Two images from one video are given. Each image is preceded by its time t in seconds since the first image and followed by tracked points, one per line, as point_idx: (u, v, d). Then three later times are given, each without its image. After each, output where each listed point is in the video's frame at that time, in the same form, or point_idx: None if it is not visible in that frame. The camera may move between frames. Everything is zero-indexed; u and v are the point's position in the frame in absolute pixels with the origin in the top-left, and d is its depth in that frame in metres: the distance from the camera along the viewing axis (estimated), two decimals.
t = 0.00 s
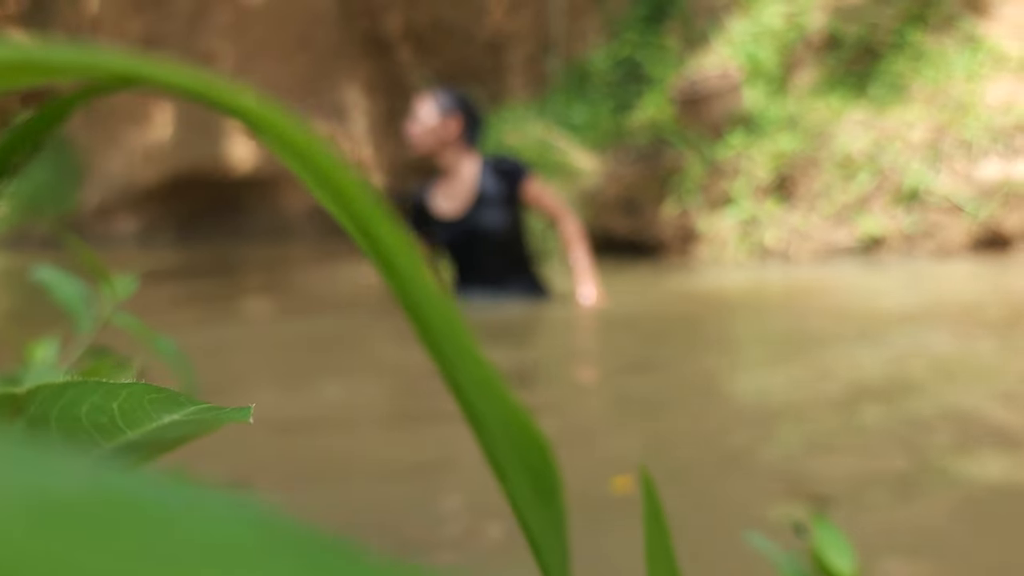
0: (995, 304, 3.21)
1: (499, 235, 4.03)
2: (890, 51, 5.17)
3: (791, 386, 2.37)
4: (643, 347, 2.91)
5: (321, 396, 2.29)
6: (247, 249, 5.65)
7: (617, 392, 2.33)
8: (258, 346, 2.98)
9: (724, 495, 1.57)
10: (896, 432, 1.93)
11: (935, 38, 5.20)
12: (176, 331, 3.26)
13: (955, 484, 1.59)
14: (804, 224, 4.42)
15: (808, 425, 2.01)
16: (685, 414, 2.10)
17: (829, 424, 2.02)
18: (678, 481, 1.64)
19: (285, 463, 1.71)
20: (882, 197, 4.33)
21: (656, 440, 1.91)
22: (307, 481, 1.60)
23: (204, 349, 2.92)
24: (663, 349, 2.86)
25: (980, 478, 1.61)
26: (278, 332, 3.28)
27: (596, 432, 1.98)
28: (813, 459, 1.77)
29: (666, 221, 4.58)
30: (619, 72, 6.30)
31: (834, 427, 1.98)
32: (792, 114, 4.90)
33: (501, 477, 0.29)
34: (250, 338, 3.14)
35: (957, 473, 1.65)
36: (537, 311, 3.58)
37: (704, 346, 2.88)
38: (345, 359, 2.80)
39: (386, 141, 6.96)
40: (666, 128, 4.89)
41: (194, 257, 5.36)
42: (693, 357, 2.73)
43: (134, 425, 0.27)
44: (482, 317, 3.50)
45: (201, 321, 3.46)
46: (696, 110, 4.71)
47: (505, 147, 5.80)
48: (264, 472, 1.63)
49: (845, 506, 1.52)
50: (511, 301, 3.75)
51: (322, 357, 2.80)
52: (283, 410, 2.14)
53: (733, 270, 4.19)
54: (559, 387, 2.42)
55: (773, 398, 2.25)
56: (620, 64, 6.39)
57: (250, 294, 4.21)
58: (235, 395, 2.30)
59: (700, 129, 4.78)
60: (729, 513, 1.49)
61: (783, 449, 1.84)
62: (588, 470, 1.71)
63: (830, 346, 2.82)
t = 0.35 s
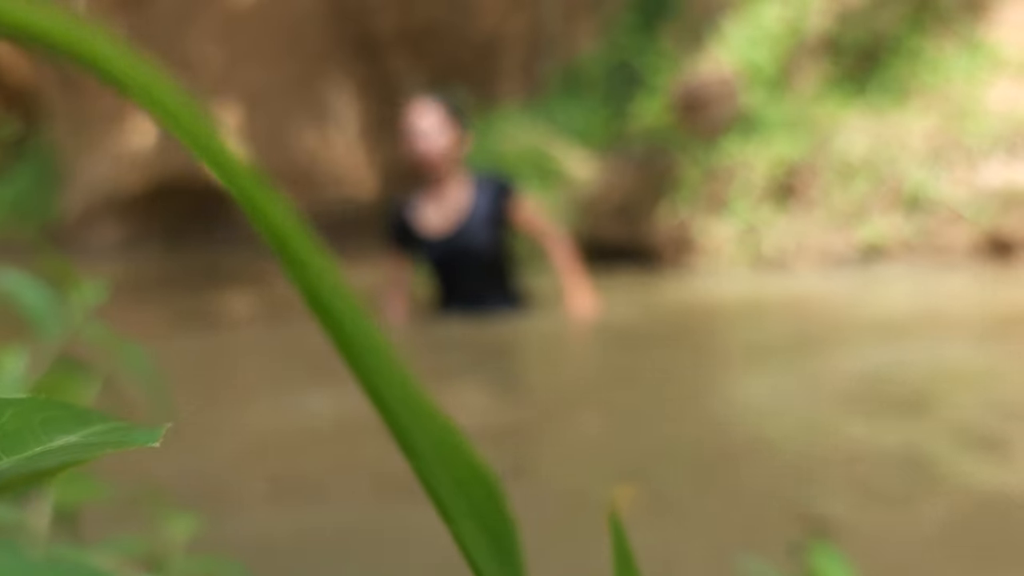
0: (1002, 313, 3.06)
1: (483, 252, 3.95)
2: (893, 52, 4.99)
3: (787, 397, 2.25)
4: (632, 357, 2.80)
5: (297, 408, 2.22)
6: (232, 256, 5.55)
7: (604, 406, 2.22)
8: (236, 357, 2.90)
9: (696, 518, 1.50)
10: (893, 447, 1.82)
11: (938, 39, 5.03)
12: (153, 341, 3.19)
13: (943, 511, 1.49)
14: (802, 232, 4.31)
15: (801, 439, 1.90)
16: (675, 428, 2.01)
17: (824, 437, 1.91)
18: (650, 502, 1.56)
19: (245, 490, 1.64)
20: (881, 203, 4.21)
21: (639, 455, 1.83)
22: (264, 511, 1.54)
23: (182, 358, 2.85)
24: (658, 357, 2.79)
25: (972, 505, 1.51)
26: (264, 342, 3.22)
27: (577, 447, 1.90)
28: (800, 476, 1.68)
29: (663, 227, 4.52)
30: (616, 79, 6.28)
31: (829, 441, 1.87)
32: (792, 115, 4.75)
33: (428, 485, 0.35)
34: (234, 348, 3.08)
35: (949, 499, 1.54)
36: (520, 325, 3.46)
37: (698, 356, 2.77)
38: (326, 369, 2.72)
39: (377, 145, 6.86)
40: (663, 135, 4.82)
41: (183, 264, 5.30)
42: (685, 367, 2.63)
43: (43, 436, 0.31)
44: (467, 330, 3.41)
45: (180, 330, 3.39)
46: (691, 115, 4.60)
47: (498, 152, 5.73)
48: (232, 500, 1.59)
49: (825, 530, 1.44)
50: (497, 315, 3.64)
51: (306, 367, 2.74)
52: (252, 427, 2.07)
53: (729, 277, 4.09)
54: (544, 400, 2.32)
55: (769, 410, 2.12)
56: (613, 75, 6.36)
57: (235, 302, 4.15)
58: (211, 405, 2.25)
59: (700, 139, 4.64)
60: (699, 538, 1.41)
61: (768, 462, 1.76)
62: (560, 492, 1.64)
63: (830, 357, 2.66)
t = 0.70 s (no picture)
0: (983, 325, 3.15)
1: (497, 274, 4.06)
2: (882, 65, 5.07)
3: (768, 409, 2.30)
4: (619, 367, 2.86)
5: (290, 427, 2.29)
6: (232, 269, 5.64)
7: (588, 417, 2.28)
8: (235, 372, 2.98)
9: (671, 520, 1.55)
10: (868, 455, 1.89)
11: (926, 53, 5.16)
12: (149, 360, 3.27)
13: (902, 514, 1.54)
14: (793, 242, 4.42)
15: (778, 450, 1.94)
16: (657, 437, 2.07)
17: (801, 448, 1.96)
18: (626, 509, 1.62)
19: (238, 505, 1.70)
20: (870, 214, 4.33)
21: (618, 463, 1.88)
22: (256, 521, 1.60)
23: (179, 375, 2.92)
24: (640, 368, 2.83)
25: (935, 507, 1.57)
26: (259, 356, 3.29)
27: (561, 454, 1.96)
28: (773, 482, 1.73)
29: (654, 237, 4.62)
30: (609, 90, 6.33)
31: (806, 451, 1.93)
32: (778, 130, 4.93)
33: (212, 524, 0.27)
34: (227, 364, 3.13)
35: (913, 503, 1.60)
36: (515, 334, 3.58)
37: (684, 364, 2.86)
38: (324, 385, 2.81)
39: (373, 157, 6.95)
40: (656, 146, 4.97)
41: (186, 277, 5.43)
42: (670, 378, 2.69)
43: None
44: (459, 342, 3.50)
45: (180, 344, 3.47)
46: (683, 127, 4.83)
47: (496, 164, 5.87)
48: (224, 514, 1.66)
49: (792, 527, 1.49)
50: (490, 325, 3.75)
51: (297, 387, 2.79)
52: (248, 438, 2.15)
53: (718, 287, 4.19)
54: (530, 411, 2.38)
55: (749, 422, 2.17)
56: (606, 82, 6.40)
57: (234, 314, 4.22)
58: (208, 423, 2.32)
59: (685, 145, 4.86)
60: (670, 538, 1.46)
61: (747, 471, 1.80)
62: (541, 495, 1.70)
63: (813, 365, 2.78)
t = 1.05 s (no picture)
0: (957, 329, 3.26)
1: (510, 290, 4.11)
2: (850, 87, 5.28)
3: (756, 417, 2.38)
4: (610, 375, 2.91)
5: (303, 437, 2.39)
6: (217, 281, 5.70)
7: (598, 421, 2.43)
8: (245, 378, 3.09)
9: (679, 532, 1.69)
10: (858, 461, 2.01)
11: (897, 77, 5.26)
12: (160, 363, 3.37)
13: (893, 527, 1.66)
14: (767, 254, 4.46)
15: (776, 456, 2.08)
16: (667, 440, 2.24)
17: (795, 456, 2.08)
18: (632, 516, 1.76)
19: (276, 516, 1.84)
20: (841, 227, 4.42)
21: (626, 473, 2.01)
22: (287, 540, 1.72)
23: (189, 384, 3.04)
24: (641, 369, 2.95)
25: (917, 509, 1.73)
26: (268, 359, 3.40)
27: (567, 464, 2.09)
28: (768, 488, 1.89)
29: (637, 248, 4.77)
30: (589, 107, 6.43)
31: (801, 456, 2.07)
32: (757, 149, 5.00)
33: None
34: (238, 369, 3.23)
35: (897, 507, 1.75)
36: (513, 334, 3.71)
37: (672, 373, 2.89)
38: (334, 388, 2.91)
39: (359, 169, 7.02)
40: (641, 161, 5.20)
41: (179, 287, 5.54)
42: (665, 382, 2.80)
43: None
44: (450, 342, 3.58)
45: (183, 353, 3.58)
46: (665, 140, 4.89)
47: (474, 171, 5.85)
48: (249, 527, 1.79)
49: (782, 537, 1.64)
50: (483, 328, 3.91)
51: (311, 390, 2.90)
52: (273, 450, 2.28)
53: (697, 295, 4.26)
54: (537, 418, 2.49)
55: (742, 431, 2.28)
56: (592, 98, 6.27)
57: (234, 321, 4.34)
58: (224, 436, 2.42)
59: (662, 159, 4.96)
60: (675, 550, 1.61)
61: (746, 480, 1.94)
62: (556, 508, 1.84)
63: (803, 372, 2.80)
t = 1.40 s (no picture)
0: (945, 338, 3.28)
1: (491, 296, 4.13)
2: (839, 97, 5.35)
3: (743, 420, 2.39)
4: (601, 377, 2.97)
5: (292, 435, 2.40)
6: (207, 286, 5.70)
7: (587, 421, 2.44)
8: (235, 380, 3.10)
9: (661, 527, 1.70)
10: (843, 459, 2.02)
11: (886, 87, 5.29)
12: (151, 366, 3.40)
13: (865, 521, 1.67)
14: (757, 263, 4.51)
15: (762, 453, 2.09)
16: (655, 439, 2.25)
17: (781, 454, 2.08)
18: (611, 512, 1.78)
19: (260, 512, 1.84)
20: (830, 236, 4.46)
21: (612, 471, 2.02)
22: (271, 535, 1.73)
23: (181, 384, 3.05)
24: (631, 375, 2.98)
25: (898, 503, 1.74)
26: (258, 362, 3.42)
27: (553, 461, 2.10)
28: (753, 484, 1.89)
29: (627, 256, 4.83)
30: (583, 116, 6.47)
31: (787, 454, 2.07)
32: (747, 159, 5.10)
33: None
34: (229, 371, 3.26)
35: (879, 501, 1.76)
36: (503, 340, 3.73)
37: (663, 379, 2.90)
38: (325, 389, 2.92)
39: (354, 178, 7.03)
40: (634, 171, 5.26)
41: (167, 293, 5.54)
42: (654, 386, 2.81)
43: None
44: (443, 346, 3.62)
45: (174, 355, 3.59)
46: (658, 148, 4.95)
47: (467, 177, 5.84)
48: (231, 524, 1.79)
49: (763, 531, 1.65)
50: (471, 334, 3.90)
51: (301, 391, 2.92)
52: (261, 448, 2.29)
53: (687, 303, 4.29)
54: (527, 418, 2.50)
55: (729, 432, 2.28)
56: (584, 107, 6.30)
57: (226, 325, 4.36)
58: (212, 435, 2.42)
59: (654, 167, 5.06)
60: (655, 544, 1.62)
61: (731, 476, 1.95)
62: (540, 503, 1.84)
63: (792, 379, 2.82)
